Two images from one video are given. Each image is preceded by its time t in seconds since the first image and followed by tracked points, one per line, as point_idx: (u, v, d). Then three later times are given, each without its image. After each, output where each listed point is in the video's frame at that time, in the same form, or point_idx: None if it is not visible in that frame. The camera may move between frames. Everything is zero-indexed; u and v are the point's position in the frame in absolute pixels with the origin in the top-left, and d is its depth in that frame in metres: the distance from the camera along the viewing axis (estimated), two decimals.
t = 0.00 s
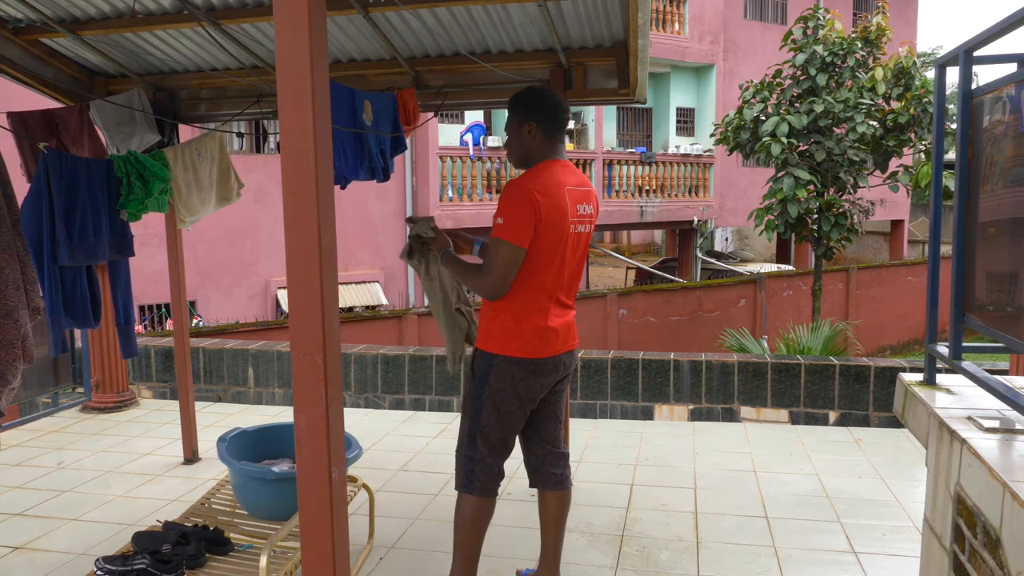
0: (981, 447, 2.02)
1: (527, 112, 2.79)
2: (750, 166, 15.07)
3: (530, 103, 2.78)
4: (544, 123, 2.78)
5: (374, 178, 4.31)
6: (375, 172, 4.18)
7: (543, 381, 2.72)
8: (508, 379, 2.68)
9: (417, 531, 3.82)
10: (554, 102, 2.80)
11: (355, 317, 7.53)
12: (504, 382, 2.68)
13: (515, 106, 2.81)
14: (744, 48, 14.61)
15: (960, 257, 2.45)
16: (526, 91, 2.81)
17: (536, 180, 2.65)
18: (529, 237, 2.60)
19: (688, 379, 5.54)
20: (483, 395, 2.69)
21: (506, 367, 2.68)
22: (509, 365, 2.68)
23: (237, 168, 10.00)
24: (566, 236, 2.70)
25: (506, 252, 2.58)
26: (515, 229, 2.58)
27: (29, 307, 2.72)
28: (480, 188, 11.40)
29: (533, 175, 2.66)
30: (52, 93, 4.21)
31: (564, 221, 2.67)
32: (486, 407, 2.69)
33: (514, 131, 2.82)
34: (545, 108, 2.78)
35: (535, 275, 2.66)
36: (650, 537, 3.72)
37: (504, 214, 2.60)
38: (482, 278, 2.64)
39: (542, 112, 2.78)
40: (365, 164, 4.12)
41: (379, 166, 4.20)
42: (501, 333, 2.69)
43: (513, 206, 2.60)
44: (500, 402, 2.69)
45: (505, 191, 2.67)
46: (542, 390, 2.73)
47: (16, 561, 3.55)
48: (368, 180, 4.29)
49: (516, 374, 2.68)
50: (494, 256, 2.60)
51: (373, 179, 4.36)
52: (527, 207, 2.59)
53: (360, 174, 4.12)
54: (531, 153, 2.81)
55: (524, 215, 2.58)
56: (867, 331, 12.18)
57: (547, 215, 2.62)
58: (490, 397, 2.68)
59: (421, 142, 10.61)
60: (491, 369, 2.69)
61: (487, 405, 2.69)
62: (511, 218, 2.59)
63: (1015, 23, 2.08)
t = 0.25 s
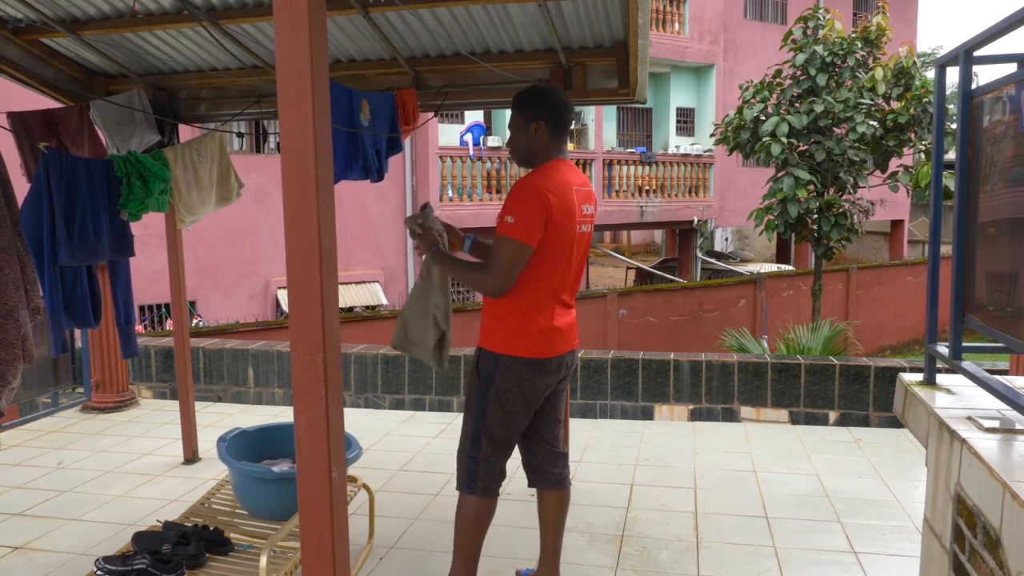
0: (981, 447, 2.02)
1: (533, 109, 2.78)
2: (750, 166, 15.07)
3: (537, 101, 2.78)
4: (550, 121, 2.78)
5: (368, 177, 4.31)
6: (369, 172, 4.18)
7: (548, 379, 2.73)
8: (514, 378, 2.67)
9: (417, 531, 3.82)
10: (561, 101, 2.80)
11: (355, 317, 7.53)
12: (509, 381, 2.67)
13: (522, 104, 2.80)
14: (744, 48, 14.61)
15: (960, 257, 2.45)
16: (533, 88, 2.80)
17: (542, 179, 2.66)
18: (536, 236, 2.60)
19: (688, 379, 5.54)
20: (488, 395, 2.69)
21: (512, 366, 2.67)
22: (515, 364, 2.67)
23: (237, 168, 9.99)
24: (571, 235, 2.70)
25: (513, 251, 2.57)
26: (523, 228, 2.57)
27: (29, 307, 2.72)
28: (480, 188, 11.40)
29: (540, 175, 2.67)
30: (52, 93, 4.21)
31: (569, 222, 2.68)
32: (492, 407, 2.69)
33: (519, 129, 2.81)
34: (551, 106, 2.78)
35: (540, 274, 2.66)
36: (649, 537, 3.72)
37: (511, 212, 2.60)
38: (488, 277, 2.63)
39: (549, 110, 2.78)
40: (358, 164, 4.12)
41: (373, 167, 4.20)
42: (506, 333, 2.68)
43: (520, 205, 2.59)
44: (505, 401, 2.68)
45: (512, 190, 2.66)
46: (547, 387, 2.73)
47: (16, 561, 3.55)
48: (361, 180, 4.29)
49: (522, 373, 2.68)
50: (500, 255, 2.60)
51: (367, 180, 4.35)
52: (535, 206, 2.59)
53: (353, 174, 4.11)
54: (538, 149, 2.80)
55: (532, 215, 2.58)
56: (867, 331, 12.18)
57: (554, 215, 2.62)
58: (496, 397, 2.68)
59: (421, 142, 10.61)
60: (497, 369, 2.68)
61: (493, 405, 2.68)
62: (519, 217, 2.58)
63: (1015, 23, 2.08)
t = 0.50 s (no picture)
0: (981, 447, 2.02)
1: (541, 108, 2.78)
2: (750, 166, 15.07)
3: (539, 101, 2.78)
4: (556, 121, 2.79)
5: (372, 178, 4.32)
6: (371, 172, 4.19)
7: (550, 379, 2.73)
8: (516, 378, 2.67)
9: (417, 531, 3.82)
10: (568, 102, 2.81)
11: (355, 317, 7.53)
12: (512, 381, 2.67)
13: (524, 105, 2.80)
14: (744, 48, 14.61)
15: (960, 257, 2.45)
16: (540, 87, 2.80)
17: (544, 178, 2.66)
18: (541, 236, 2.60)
19: (688, 379, 5.54)
20: (491, 395, 2.69)
21: (515, 367, 2.67)
22: (518, 365, 2.67)
23: (237, 168, 10.00)
24: (573, 234, 2.70)
25: (519, 251, 2.56)
26: (529, 228, 2.57)
27: (29, 307, 2.72)
28: (480, 188, 11.40)
29: (545, 176, 2.67)
30: (52, 93, 4.21)
31: (573, 223, 2.69)
32: (494, 407, 2.69)
33: (525, 127, 2.80)
34: (558, 106, 2.79)
35: (544, 274, 2.66)
36: (649, 537, 3.72)
37: (518, 212, 2.59)
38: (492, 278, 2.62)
39: (556, 110, 2.78)
40: (361, 164, 4.13)
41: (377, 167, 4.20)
42: (508, 333, 2.68)
43: (527, 205, 2.59)
44: (508, 401, 2.68)
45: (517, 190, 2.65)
46: (549, 387, 2.73)
47: (16, 561, 3.55)
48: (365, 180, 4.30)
49: (525, 373, 2.68)
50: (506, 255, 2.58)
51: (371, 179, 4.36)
52: (541, 206, 2.59)
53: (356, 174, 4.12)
54: (542, 148, 2.80)
55: (538, 215, 2.58)
56: (867, 331, 12.18)
57: (559, 216, 2.63)
58: (498, 397, 2.68)
59: (421, 142, 10.61)
60: (499, 369, 2.68)
61: (495, 405, 2.68)
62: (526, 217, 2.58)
63: (1015, 23, 2.08)
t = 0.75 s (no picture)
0: (981, 447, 2.02)
1: (548, 107, 2.78)
2: (750, 166, 15.07)
3: (544, 100, 2.79)
4: (562, 121, 2.79)
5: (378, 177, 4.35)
6: (378, 171, 4.21)
7: (549, 379, 2.73)
8: (515, 378, 2.67)
9: (417, 531, 3.82)
10: (575, 102, 2.82)
11: (355, 317, 7.53)
12: (510, 381, 2.67)
13: (528, 104, 2.81)
14: (744, 48, 14.61)
15: (961, 257, 2.45)
16: (547, 87, 2.80)
17: (553, 180, 2.67)
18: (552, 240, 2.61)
19: (688, 379, 5.54)
20: (489, 393, 2.69)
21: (514, 367, 2.67)
22: (517, 365, 2.67)
23: (237, 167, 10.00)
24: (575, 235, 2.71)
25: (532, 254, 2.56)
26: (542, 230, 2.57)
27: (29, 307, 2.72)
28: (480, 188, 11.40)
29: (553, 178, 2.67)
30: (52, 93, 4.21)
31: (578, 226, 2.70)
32: (491, 406, 2.68)
33: (531, 125, 2.80)
34: (566, 106, 2.79)
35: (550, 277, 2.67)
36: (649, 537, 3.72)
37: (529, 214, 2.58)
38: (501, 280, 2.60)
39: (563, 110, 2.79)
40: (367, 164, 4.15)
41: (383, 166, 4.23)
42: (509, 333, 2.68)
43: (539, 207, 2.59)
44: (506, 401, 2.68)
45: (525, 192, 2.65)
46: (548, 388, 2.73)
47: (16, 561, 3.55)
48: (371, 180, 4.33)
49: (524, 373, 2.68)
50: (517, 258, 2.57)
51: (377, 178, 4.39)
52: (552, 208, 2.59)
53: (363, 174, 4.15)
54: (544, 146, 2.80)
55: (550, 218, 2.58)
56: (867, 331, 12.18)
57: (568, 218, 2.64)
58: (496, 396, 2.68)
59: (421, 142, 10.61)
60: (499, 369, 2.68)
61: (493, 404, 2.68)
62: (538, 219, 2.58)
63: (1015, 23, 2.08)
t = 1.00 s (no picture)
0: (981, 447, 2.02)
1: (542, 108, 2.79)
2: (750, 166, 15.07)
3: (537, 101, 2.79)
4: (556, 122, 2.80)
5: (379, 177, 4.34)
6: (379, 171, 4.21)
7: (538, 381, 2.73)
8: (505, 379, 2.66)
9: (417, 531, 3.82)
10: (567, 104, 2.84)
11: (355, 317, 7.53)
12: (500, 382, 2.66)
13: (520, 104, 2.82)
14: (744, 48, 14.61)
15: (960, 257, 2.45)
16: (543, 87, 2.80)
17: (551, 182, 2.67)
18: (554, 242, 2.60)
19: (688, 379, 5.54)
20: (477, 393, 2.66)
21: (504, 368, 2.66)
22: (507, 365, 2.66)
23: (237, 167, 10.00)
24: (572, 237, 2.72)
25: (539, 258, 2.54)
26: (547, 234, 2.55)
27: (29, 307, 2.72)
28: (480, 188, 11.40)
29: (551, 180, 2.67)
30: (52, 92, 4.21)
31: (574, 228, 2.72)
32: (479, 406, 2.66)
33: (524, 125, 2.80)
34: (558, 108, 2.81)
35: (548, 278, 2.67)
36: (649, 537, 3.72)
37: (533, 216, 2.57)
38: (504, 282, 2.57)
39: (556, 111, 2.80)
40: (368, 164, 4.15)
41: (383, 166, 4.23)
42: (507, 335, 2.66)
43: (542, 210, 2.57)
44: (494, 401, 2.67)
45: (527, 194, 2.64)
46: (535, 390, 2.73)
47: (16, 561, 3.55)
48: (372, 180, 4.33)
49: (514, 374, 2.67)
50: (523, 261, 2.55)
51: (378, 179, 4.39)
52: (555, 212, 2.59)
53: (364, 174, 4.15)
54: (536, 146, 2.79)
55: (556, 222, 2.57)
56: (867, 331, 12.18)
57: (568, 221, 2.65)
58: (485, 396, 2.66)
59: (421, 142, 10.61)
60: (489, 368, 2.66)
61: (481, 404, 2.66)
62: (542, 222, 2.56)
63: (1015, 23, 2.08)
